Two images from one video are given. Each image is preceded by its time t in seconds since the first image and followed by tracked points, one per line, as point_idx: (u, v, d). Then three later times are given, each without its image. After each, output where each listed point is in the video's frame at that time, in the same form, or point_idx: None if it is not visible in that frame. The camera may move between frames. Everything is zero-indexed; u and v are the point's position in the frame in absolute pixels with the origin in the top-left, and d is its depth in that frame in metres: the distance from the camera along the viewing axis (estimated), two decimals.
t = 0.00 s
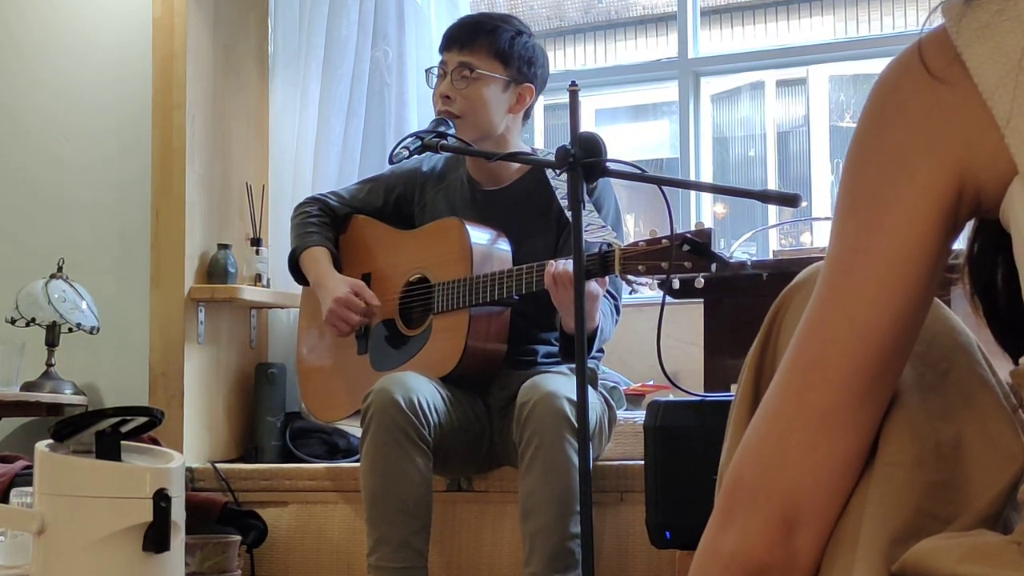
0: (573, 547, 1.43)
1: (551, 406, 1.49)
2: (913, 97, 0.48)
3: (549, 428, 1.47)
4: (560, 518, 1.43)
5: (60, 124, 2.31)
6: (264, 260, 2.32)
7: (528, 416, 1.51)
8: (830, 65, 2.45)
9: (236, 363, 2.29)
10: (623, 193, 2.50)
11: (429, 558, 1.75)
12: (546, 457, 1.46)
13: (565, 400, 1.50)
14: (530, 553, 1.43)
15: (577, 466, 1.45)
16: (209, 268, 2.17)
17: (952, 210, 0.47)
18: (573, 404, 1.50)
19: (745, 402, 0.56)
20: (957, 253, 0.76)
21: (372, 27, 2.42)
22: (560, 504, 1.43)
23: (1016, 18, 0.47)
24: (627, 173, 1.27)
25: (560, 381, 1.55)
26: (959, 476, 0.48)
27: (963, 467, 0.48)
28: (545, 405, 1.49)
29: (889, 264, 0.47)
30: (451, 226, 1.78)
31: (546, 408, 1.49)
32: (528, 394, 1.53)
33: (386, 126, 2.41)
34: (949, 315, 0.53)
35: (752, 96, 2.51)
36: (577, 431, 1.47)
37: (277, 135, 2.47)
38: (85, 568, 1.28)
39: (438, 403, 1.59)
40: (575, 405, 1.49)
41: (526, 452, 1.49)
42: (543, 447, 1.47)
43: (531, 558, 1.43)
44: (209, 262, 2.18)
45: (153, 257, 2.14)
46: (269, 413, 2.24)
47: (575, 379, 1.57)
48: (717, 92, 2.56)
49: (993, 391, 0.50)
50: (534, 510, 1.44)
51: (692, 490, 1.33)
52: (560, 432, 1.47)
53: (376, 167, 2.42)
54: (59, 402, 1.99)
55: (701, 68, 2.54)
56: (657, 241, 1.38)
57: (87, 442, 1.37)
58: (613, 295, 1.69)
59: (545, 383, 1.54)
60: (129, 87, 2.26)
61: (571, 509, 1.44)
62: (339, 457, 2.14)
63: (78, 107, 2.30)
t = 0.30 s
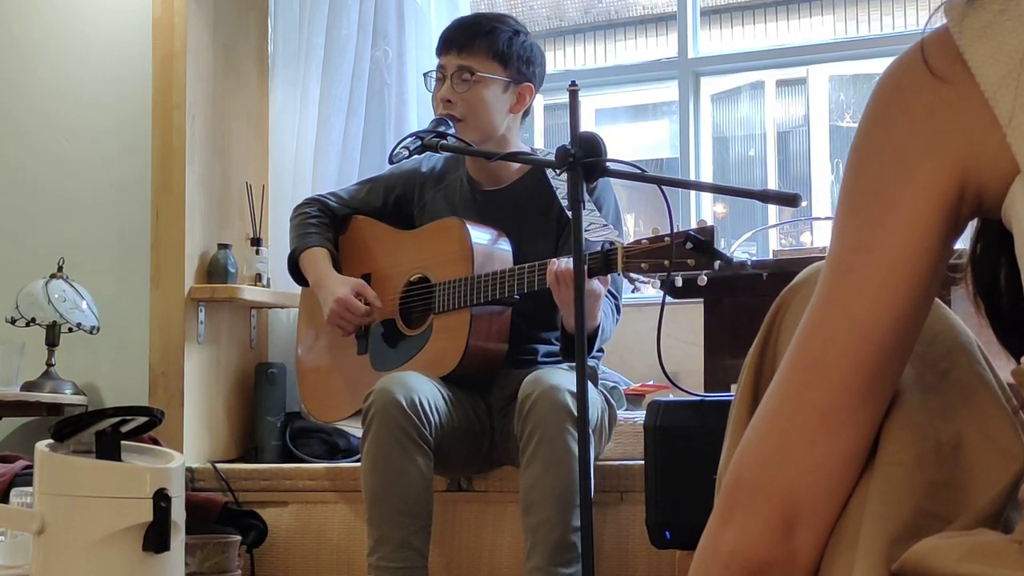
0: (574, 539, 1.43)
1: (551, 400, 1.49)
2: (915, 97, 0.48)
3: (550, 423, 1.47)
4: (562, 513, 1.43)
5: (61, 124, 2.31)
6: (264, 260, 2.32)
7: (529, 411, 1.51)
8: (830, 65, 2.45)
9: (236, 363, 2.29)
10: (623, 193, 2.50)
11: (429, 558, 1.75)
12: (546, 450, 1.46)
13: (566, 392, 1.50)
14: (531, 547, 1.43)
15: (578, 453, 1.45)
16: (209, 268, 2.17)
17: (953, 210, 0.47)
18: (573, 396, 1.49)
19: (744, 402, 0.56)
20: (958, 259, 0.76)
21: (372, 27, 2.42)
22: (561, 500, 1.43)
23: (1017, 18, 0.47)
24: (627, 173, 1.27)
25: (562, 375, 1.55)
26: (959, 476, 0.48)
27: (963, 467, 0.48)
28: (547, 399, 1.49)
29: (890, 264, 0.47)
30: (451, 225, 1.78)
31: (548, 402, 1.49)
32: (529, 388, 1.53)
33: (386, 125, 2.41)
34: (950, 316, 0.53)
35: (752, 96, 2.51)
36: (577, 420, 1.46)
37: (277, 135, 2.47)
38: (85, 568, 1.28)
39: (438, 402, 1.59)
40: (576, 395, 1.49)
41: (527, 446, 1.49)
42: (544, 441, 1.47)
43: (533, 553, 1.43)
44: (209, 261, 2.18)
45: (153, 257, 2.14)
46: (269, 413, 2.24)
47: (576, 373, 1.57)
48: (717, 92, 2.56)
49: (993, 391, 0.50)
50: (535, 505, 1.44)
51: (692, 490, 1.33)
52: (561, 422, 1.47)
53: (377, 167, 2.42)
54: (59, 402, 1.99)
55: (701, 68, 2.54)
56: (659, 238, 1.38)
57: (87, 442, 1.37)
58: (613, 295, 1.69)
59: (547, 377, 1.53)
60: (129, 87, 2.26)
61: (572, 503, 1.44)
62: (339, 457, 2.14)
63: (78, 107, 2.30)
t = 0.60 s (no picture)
0: (573, 552, 1.42)
1: (552, 409, 1.49)
2: (921, 94, 0.48)
3: (551, 432, 1.47)
4: (561, 521, 1.43)
5: (61, 124, 2.31)
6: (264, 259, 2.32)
7: (529, 421, 1.51)
8: (830, 65, 2.45)
9: (236, 363, 2.29)
10: (623, 193, 2.50)
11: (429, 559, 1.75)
12: (547, 461, 1.46)
13: (567, 404, 1.50)
14: (531, 556, 1.43)
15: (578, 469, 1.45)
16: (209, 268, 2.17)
17: (957, 209, 0.47)
18: (574, 407, 1.50)
19: (744, 401, 0.56)
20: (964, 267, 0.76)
21: (372, 26, 2.42)
22: (561, 508, 1.43)
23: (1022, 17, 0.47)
24: (627, 173, 1.27)
25: (561, 386, 1.55)
26: (960, 475, 0.48)
27: (964, 466, 0.48)
28: (546, 409, 1.49)
29: (893, 262, 0.47)
30: (451, 225, 1.78)
31: (547, 413, 1.49)
32: (529, 399, 1.53)
33: (386, 125, 2.41)
34: (951, 316, 0.53)
35: (752, 96, 2.51)
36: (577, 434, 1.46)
37: (277, 135, 2.48)
38: (85, 568, 1.28)
39: (438, 403, 1.59)
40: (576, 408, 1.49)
41: (527, 455, 1.49)
42: (544, 451, 1.47)
43: (532, 560, 1.43)
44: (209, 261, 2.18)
45: (153, 257, 2.14)
46: (269, 413, 2.24)
47: (574, 382, 1.57)
48: (717, 92, 2.56)
49: (994, 390, 0.50)
50: (534, 512, 1.44)
51: (692, 490, 1.33)
52: (562, 436, 1.47)
53: (377, 167, 2.42)
54: (59, 402, 1.99)
55: (701, 68, 2.54)
56: (659, 236, 1.38)
57: (87, 442, 1.37)
58: (613, 294, 1.69)
59: (546, 388, 1.54)
60: (129, 87, 2.26)
61: (572, 512, 1.44)
62: (340, 456, 2.14)
63: (78, 107, 2.30)
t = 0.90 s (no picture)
0: (573, 550, 1.43)
1: (549, 407, 1.49)
2: (926, 92, 0.48)
3: (548, 431, 1.47)
4: (560, 520, 1.43)
5: (60, 124, 2.31)
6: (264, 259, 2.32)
7: (527, 420, 1.51)
8: (830, 65, 2.45)
9: (236, 363, 2.29)
10: (623, 193, 2.50)
11: (429, 559, 1.75)
12: (545, 459, 1.46)
13: (564, 403, 1.49)
14: (531, 553, 1.43)
15: (577, 470, 1.46)
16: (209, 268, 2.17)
17: (961, 207, 0.47)
18: (573, 407, 1.50)
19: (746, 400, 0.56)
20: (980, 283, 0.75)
21: (372, 26, 2.42)
22: (560, 507, 1.43)
23: None
24: (627, 173, 1.27)
25: (560, 385, 1.55)
26: (962, 474, 0.48)
27: (966, 466, 0.48)
28: (544, 408, 1.49)
29: (897, 260, 0.47)
30: (450, 225, 1.78)
31: (546, 412, 1.49)
32: (526, 397, 1.53)
33: (386, 125, 2.41)
34: (954, 315, 0.53)
35: (753, 96, 2.52)
36: (577, 435, 1.47)
37: (277, 135, 2.47)
38: (85, 568, 1.28)
39: (437, 403, 1.59)
40: (575, 408, 1.49)
41: (525, 454, 1.49)
42: (542, 450, 1.47)
43: (531, 560, 1.43)
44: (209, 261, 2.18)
45: (153, 256, 2.14)
46: (269, 413, 2.25)
47: (574, 382, 1.57)
48: (717, 92, 2.56)
49: (996, 389, 0.50)
50: (534, 511, 1.44)
51: (692, 490, 1.33)
52: (560, 435, 1.47)
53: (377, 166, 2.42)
54: (59, 402, 1.99)
55: (701, 67, 2.54)
56: (654, 237, 1.38)
57: (87, 442, 1.37)
58: (613, 294, 1.69)
59: (545, 387, 1.54)
60: (129, 87, 2.26)
61: (571, 511, 1.44)
62: (340, 456, 2.14)
63: (78, 107, 2.30)
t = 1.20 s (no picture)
0: (573, 550, 1.43)
1: (549, 408, 1.49)
2: (928, 92, 0.48)
3: (549, 431, 1.47)
4: (560, 520, 1.43)
5: (60, 124, 2.31)
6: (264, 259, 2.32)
7: (527, 419, 1.51)
8: (830, 65, 2.45)
9: (236, 363, 2.29)
10: (623, 193, 2.50)
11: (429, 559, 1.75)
12: (545, 458, 1.46)
13: (565, 402, 1.50)
14: (531, 553, 1.43)
15: (578, 469, 1.46)
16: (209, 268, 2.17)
17: (963, 206, 0.47)
18: (573, 406, 1.50)
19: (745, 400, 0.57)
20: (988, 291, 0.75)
21: (372, 26, 2.42)
22: (559, 506, 1.43)
23: None
24: (628, 173, 1.27)
25: (560, 384, 1.55)
26: (962, 474, 0.48)
27: (966, 466, 0.48)
28: (545, 408, 1.49)
29: (898, 259, 0.47)
30: (451, 226, 1.78)
31: (546, 411, 1.49)
32: (527, 397, 1.53)
33: (386, 125, 2.41)
34: (955, 315, 0.53)
35: (752, 96, 2.51)
36: (577, 434, 1.47)
37: (277, 134, 2.47)
38: (85, 568, 1.28)
39: (438, 403, 1.59)
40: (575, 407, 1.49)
41: (526, 453, 1.49)
42: (543, 450, 1.47)
43: (531, 560, 1.43)
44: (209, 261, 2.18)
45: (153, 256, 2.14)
46: (269, 413, 2.25)
47: (574, 382, 1.57)
48: (717, 92, 2.56)
49: (997, 390, 0.50)
50: (534, 511, 1.44)
51: (693, 490, 1.33)
52: (560, 433, 1.47)
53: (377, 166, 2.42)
54: (59, 402, 1.99)
55: (701, 67, 2.54)
56: (658, 240, 1.38)
57: (87, 442, 1.37)
58: (613, 296, 1.69)
59: (545, 387, 1.54)
60: (129, 87, 2.26)
61: (571, 510, 1.44)
62: (339, 456, 2.14)
63: (78, 107, 2.30)
